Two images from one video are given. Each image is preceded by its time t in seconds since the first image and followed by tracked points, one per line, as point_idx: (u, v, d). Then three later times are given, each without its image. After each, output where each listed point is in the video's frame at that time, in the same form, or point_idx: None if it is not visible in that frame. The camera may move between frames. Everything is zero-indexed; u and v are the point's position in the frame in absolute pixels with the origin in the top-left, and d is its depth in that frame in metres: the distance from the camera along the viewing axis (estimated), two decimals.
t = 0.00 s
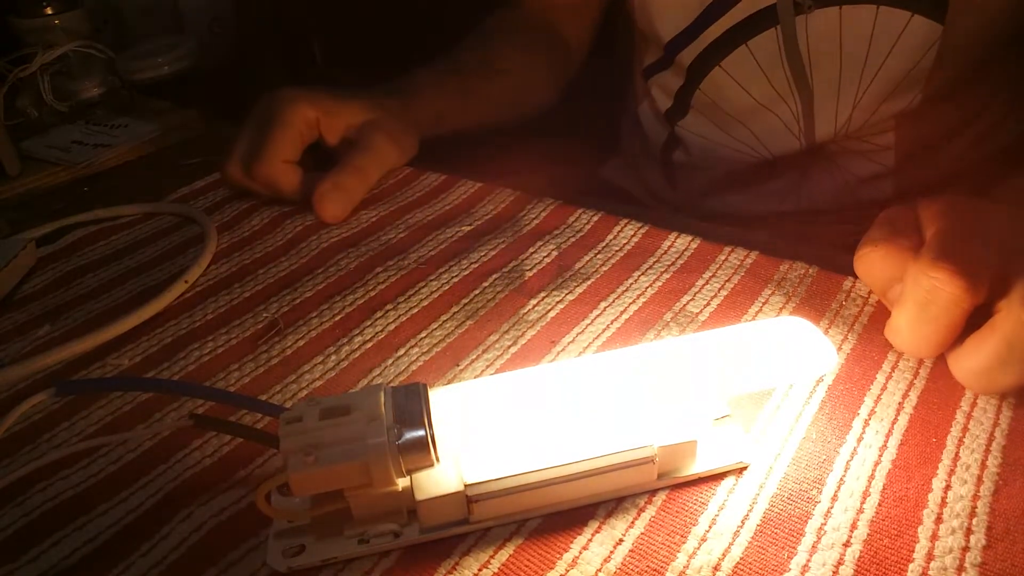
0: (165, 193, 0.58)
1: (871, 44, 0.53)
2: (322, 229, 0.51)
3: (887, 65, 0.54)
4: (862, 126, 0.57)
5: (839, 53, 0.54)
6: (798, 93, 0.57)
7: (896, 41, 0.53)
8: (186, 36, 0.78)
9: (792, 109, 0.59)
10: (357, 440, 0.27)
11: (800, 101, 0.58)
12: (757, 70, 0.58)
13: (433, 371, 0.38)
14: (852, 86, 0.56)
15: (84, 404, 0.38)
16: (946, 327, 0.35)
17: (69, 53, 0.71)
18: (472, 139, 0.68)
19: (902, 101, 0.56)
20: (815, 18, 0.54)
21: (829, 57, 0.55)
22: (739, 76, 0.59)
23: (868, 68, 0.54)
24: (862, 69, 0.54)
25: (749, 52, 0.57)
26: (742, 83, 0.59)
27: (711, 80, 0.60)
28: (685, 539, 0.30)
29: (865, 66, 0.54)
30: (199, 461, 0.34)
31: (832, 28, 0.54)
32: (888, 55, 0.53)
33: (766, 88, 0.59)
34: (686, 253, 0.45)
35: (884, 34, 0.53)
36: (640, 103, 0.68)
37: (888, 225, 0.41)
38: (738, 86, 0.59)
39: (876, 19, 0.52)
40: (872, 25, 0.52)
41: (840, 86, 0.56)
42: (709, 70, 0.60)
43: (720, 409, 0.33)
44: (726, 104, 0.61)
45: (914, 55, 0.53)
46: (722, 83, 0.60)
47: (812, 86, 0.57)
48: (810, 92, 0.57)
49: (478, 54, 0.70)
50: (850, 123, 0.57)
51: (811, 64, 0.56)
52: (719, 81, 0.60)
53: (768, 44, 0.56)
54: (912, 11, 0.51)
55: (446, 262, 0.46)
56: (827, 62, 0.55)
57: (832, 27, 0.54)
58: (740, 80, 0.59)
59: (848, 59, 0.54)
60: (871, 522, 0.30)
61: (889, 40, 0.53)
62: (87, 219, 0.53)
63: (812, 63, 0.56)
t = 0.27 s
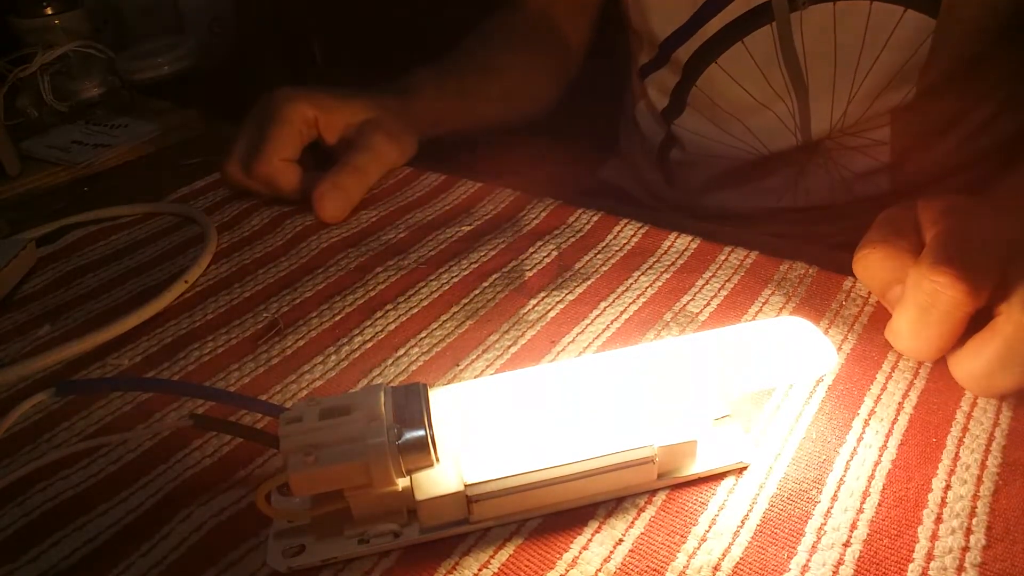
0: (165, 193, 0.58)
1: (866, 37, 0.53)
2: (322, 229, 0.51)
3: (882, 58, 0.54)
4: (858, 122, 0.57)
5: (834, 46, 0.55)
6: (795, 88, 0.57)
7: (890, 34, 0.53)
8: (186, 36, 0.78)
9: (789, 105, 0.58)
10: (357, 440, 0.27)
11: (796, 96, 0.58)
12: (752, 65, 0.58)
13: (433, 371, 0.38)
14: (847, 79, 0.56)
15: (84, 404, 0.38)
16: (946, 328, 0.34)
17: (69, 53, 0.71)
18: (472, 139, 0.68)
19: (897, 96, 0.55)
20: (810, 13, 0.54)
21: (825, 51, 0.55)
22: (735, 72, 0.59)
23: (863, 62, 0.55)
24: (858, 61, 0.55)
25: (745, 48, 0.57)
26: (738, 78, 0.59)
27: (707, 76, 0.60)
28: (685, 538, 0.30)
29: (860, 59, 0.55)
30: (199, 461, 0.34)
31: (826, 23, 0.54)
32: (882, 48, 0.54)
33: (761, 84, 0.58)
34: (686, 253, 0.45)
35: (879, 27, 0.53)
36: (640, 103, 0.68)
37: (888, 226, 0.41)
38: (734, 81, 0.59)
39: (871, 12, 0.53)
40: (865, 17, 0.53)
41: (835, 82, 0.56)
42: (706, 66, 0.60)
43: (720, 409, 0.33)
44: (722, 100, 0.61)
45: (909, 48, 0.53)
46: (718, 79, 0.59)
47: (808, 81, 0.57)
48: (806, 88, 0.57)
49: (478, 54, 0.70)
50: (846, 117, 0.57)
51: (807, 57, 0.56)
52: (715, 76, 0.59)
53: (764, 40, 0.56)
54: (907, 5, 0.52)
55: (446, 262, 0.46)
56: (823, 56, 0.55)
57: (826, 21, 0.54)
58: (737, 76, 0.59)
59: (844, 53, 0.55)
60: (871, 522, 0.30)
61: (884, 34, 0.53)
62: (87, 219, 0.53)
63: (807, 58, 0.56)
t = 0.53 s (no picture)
0: (165, 192, 0.58)
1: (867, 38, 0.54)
2: (322, 228, 0.51)
3: (882, 59, 0.54)
4: (857, 123, 0.57)
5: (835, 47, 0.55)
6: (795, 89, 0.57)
7: (891, 35, 0.53)
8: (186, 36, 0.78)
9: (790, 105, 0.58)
10: (357, 439, 0.27)
11: (796, 97, 0.58)
12: (755, 65, 0.58)
13: (433, 371, 0.38)
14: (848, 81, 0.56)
15: (84, 404, 0.38)
16: (948, 327, 0.34)
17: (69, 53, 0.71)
18: (472, 139, 0.68)
19: (897, 96, 0.55)
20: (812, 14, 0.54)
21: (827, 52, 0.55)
22: (737, 72, 0.59)
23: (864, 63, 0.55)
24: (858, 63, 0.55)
25: (747, 48, 0.57)
26: (739, 78, 0.59)
27: (709, 76, 0.60)
28: (685, 538, 0.30)
29: (861, 60, 0.55)
30: (199, 460, 0.34)
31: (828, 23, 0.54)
32: (883, 49, 0.54)
33: (762, 84, 0.59)
34: (686, 253, 0.45)
35: (880, 27, 0.53)
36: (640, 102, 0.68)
37: (889, 226, 0.41)
38: (735, 81, 0.59)
39: (872, 12, 0.53)
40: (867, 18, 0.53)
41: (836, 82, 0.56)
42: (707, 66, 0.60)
43: (720, 409, 0.33)
44: (723, 100, 0.61)
45: (909, 49, 0.53)
46: (721, 80, 0.60)
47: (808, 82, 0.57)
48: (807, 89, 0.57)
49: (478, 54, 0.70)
50: (846, 117, 0.57)
51: (808, 58, 0.56)
52: (717, 76, 0.60)
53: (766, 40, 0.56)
54: (907, 6, 0.52)
55: (446, 262, 0.46)
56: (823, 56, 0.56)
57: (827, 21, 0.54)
58: (738, 76, 0.59)
59: (844, 54, 0.55)
60: (871, 522, 0.30)
61: (885, 35, 0.53)
62: (86, 219, 0.53)
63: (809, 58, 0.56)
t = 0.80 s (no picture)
0: (165, 193, 0.58)
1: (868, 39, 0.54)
2: (322, 229, 0.51)
3: (883, 58, 0.54)
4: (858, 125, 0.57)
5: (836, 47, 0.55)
6: (795, 90, 0.57)
7: (892, 37, 0.53)
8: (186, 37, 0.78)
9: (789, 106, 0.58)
10: (357, 439, 0.27)
11: (795, 98, 0.58)
12: (755, 66, 0.58)
13: (433, 371, 0.38)
14: (849, 80, 0.56)
15: (84, 404, 0.38)
16: (951, 324, 0.34)
17: (69, 53, 0.71)
18: (472, 139, 0.68)
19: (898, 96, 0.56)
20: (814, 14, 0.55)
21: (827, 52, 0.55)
22: (737, 73, 0.59)
23: (864, 64, 0.55)
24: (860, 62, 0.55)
25: (747, 48, 0.57)
26: (739, 79, 0.59)
27: (709, 77, 0.60)
28: (685, 538, 0.30)
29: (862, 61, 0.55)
30: (199, 461, 0.34)
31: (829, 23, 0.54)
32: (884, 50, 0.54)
33: (762, 85, 0.58)
34: (686, 253, 0.45)
35: (882, 28, 0.53)
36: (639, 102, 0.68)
37: (889, 226, 0.41)
38: (736, 82, 0.59)
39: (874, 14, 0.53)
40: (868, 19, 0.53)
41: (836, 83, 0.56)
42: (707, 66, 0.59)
43: (720, 409, 0.33)
44: (721, 101, 0.61)
45: (910, 50, 0.54)
46: (721, 80, 0.59)
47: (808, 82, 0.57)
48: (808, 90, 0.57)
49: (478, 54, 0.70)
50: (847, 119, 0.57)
51: (809, 58, 0.56)
52: (718, 77, 0.59)
53: (767, 40, 0.56)
54: (908, 7, 0.52)
55: (446, 262, 0.46)
56: (824, 56, 0.56)
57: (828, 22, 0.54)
58: (738, 76, 0.59)
59: (846, 54, 0.55)
60: (871, 522, 0.30)
61: (886, 35, 0.53)
62: (86, 219, 0.53)
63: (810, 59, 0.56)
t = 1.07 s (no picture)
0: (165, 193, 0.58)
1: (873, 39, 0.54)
2: (322, 229, 0.51)
3: (889, 57, 0.54)
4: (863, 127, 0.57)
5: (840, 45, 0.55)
6: (798, 87, 0.57)
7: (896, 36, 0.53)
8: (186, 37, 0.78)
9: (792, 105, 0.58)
10: (358, 439, 0.27)
11: (798, 95, 0.57)
12: (759, 64, 0.58)
13: (433, 371, 0.38)
14: (853, 79, 0.55)
15: (84, 404, 0.38)
16: (952, 324, 0.34)
17: (69, 53, 0.71)
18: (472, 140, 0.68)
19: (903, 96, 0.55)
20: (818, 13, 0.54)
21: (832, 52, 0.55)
22: (740, 70, 0.58)
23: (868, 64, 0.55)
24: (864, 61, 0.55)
25: (750, 46, 0.57)
26: (742, 77, 0.59)
27: (712, 74, 0.60)
28: (685, 539, 0.30)
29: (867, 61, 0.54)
30: (200, 461, 0.34)
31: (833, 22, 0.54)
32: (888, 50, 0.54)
33: (765, 83, 0.58)
34: (686, 253, 0.45)
35: (887, 26, 0.53)
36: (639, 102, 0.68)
37: (889, 226, 0.41)
38: (739, 80, 0.59)
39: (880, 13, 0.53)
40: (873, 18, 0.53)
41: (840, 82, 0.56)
42: (709, 65, 0.59)
43: (720, 409, 0.33)
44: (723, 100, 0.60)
45: (916, 48, 0.53)
46: (724, 78, 0.59)
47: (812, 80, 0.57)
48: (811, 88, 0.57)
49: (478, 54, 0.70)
50: (851, 119, 0.57)
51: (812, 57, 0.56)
52: (721, 74, 0.59)
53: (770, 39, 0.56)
54: (914, 5, 0.52)
55: (445, 262, 0.46)
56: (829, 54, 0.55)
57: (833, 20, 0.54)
58: (740, 75, 0.59)
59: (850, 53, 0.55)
60: (872, 522, 0.30)
61: (891, 34, 0.53)
62: (86, 219, 0.53)
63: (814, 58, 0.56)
